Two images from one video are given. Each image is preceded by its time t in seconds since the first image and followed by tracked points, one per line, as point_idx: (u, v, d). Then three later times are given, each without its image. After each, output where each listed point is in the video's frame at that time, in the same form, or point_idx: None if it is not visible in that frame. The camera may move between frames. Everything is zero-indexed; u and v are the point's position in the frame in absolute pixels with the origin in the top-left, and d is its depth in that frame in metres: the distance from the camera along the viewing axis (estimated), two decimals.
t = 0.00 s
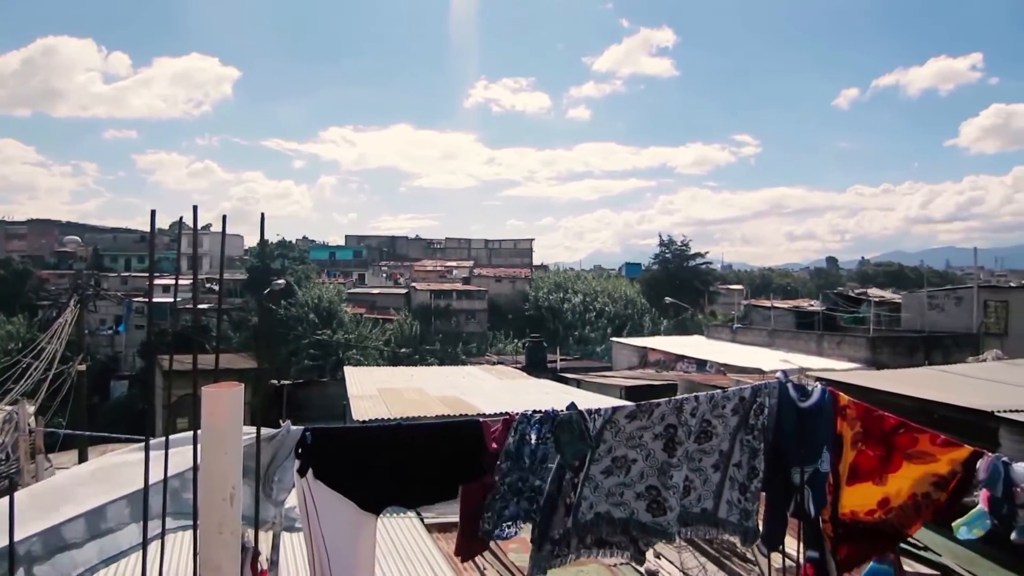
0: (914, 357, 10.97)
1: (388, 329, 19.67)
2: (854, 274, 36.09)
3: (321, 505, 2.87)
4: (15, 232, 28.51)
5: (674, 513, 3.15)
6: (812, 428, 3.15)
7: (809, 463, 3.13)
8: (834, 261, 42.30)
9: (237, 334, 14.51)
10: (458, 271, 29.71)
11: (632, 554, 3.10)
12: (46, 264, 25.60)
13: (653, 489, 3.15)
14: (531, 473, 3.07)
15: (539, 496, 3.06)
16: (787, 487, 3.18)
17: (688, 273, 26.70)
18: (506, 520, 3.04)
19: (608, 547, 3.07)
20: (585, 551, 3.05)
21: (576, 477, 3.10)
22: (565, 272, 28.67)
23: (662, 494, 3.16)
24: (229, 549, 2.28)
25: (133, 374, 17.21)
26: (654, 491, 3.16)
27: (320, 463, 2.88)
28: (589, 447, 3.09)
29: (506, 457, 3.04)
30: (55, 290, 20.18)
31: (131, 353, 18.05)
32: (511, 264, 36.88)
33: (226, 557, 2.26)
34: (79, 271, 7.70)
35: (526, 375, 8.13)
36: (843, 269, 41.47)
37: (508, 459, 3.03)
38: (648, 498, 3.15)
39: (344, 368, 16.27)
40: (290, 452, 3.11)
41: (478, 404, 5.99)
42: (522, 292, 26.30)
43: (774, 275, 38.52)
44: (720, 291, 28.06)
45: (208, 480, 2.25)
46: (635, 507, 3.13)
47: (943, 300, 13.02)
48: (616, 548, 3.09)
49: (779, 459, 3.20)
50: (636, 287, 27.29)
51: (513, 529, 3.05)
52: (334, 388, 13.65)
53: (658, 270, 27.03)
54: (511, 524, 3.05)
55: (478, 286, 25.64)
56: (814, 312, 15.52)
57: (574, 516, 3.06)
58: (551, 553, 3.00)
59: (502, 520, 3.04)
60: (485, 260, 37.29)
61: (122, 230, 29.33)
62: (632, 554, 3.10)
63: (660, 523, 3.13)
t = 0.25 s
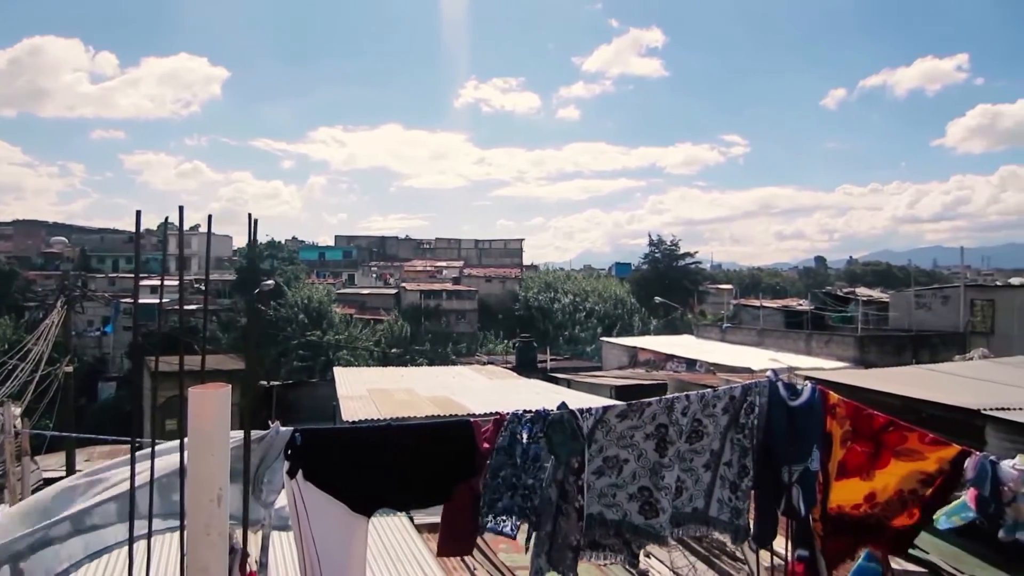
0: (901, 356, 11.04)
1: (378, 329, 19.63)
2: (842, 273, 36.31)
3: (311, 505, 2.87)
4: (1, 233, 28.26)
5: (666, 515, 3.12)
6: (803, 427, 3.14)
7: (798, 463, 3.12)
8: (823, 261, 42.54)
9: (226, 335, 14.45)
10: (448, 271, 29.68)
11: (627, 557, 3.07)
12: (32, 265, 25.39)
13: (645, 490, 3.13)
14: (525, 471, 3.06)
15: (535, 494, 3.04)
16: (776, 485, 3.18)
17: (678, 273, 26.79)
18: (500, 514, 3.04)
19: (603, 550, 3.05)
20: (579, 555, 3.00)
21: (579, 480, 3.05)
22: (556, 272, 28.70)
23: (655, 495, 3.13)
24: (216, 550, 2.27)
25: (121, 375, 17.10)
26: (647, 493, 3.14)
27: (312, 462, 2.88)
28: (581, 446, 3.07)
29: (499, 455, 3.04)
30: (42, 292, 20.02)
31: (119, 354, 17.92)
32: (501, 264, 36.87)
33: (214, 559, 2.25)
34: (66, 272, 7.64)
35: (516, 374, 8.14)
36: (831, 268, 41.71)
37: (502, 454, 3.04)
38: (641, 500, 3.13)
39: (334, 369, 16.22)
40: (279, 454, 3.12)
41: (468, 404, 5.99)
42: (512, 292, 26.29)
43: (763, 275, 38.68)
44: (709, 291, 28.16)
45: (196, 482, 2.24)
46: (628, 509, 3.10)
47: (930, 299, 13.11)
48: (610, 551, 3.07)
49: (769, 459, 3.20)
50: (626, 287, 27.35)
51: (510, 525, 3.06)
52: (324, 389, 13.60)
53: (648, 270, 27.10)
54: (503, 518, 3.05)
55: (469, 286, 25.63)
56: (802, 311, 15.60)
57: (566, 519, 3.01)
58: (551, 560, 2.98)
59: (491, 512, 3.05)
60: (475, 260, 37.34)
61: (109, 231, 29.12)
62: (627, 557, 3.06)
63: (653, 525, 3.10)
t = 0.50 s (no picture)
0: (890, 356, 11.10)
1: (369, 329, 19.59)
2: (831, 274, 36.51)
3: (302, 506, 2.86)
4: None
5: (658, 515, 3.14)
6: (795, 427, 3.10)
7: (789, 463, 3.09)
8: (812, 262, 42.75)
9: (216, 335, 14.38)
10: (439, 272, 29.65)
11: (619, 555, 3.11)
12: (19, 265, 25.20)
13: (637, 491, 3.15)
14: (517, 476, 3.01)
15: (528, 504, 3.02)
16: (768, 484, 3.15)
17: (668, 273, 26.86)
18: (497, 528, 2.98)
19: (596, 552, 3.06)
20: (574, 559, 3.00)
21: (572, 482, 3.05)
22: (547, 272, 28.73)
23: (647, 495, 3.15)
24: (205, 551, 2.24)
25: (110, 375, 16.99)
26: (639, 493, 3.15)
27: (302, 463, 2.87)
28: (575, 447, 3.05)
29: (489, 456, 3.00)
30: (30, 292, 19.86)
31: (108, 354, 17.80)
32: (492, 264, 36.87)
33: (203, 560, 2.23)
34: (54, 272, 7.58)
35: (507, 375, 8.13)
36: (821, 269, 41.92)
37: (494, 459, 2.98)
38: (633, 500, 3.14)
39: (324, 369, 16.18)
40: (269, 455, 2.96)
41: (459, 404, 5.99)
42: (503, 293, 26.23)
43: (753, 275, 38.84)
44: (699, 291, 28.24)
45: (183, 483, 2.21)
46: (621, 510, 3.12)
47: (918, 299, 13.19)
48: (602, 550, 3.09)
49: (762, 459, 3.16)
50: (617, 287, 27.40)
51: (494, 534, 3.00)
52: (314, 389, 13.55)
53: (638, 270, 27.16)
54: (500, 532, 2.99)
55: (460, 286, 25.60)
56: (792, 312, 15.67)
57: (560, 525, 3.00)
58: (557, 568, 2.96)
59: (484, 521, 3.00)
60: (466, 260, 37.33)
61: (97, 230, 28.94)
62: (620, 557, 3.10)
63: (645, 525, 3.12)
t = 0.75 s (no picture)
0: (880, 356, 11.17)
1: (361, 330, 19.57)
2: (822, 274, 36.68)
3: (293, 512, 2.85)
4: None
5: (654, 518, 3.08)
6: (787, 427, 3.12)
7: (783, 462, 3.10)
8: (803, 261, 42.93)
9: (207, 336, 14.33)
10: (431, 272, 29.64)
11: (617, 559, 3.04)
12: (8, 266, 25.04)
13: (633, 493, 3.09)
14: (512, 481, 3.02)
15: (524, 509, 2.99)
16: (763, 483, 3.14)
17: (660, 273, 26.94)
18: (500, 539, 3.00)
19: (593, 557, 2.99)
20: (571, 565, 2.94)
21: (560, 482, 3.03)
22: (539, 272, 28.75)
23: (644, 498, 3.09)
24: (194, 553, 2.23)
25: (99, 376, 16.90)
26: (636, 495, 3.09)
27: (292, 467, 2.86)
28: (568, 447, 3.01)
29: (484, 458, 3.03)
30: (19, 292, 19.75)
31: (97, 355, 17.71)
32: (484, 264, 36.93)
33: (192, 563, 2.21)
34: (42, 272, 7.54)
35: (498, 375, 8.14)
36: (811, 269, 42.07)
37: (489, 462, 3.02)
38: (629, 503, 3.08)
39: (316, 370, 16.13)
40: (260, 456, 2.91)
41: (450, 404, 5.99)
42: (494, 293, 26.16)
43: (744, 275, 38.99)
44: (690, 291, 28.35)
45: (172, 484, 2.20)
46: (617, 513, 3.06)
47: (908, 299, 13.26)
48: (600, 555, 3.03)
49: (756, 459, 3.15)
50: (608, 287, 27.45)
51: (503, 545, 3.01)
52: (306, 390, 13.51)
53: (630, 271, 27.24)
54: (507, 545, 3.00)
55: (451, 286, 25.60)
56: (782, 312, 15.75)
57: (558, 531, 2.97)
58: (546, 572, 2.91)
59: (491, 536, 3.01)
60: (458, 261, 37.55)
61: (86, 231, 28.78)
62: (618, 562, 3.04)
63: (641, 528, 3.06)
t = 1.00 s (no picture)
0: (870, 356, 11.22)
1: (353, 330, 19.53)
2: (813, 274, 36.81)
3: (284, 513, 2.82)
4: None
5: (655, 524, 3.06)
6: (781, 426, 3.12)
7: (776, 462, 3.11)
8: (793, 261, 43.10)
9: (198, 336, 14.26)
10: (423, 272, 29.61)
11: (620, 569, 3.00)
12: None
13: (633, 499, 3.07)
14: (505, 482, 3.02)
15: (518, 510, 2.99)
16: (755, 483, 3.14)
17: (652, 273, 26.99)
18: (500, 542, 2.99)
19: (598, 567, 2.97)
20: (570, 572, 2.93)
21: (551, 483, 3.01)
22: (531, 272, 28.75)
23: (644, 503, 3.07)
24: (183, 554, 2.22)
25: (89, 377, 16.80)
26: (636, 501, 3.07)
27: (282, 467, 2.84)
28: (562, 448, 3.01)
29: (482, 461, 3.06)
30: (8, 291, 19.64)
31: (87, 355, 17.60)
32: (476, 264, 36.92)
33: (181, 562, 2.20)
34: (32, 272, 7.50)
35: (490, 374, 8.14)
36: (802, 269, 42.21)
37: (485, 465, 3.04)
38: (630, 509, 3.06)
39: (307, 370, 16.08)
40: (252, 456, 2.92)
41: (442, 404, 5.99)
42: (486, 293, 26.17)
43: (736, 275, 39.11)
44: (682, 292, 28.43)
45: (160, 483, 2.19)
46: (619, 520, 3.04)
47: (898, 299, 13.33)
48: (603, 565, 2.99)
49: (750, 459, 3.15)
50: (600, 287, 27.48)
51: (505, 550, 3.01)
52: (297, 390, 13.47)
53: (622, 271, 27.28)
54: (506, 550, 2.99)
55: (443, 286, 25.57)
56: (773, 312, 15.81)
57: (556, 536, 2.96)
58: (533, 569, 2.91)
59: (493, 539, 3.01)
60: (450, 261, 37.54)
61: (76, 230, 28.61)
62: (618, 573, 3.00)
63: (643, 535, 3.04)
